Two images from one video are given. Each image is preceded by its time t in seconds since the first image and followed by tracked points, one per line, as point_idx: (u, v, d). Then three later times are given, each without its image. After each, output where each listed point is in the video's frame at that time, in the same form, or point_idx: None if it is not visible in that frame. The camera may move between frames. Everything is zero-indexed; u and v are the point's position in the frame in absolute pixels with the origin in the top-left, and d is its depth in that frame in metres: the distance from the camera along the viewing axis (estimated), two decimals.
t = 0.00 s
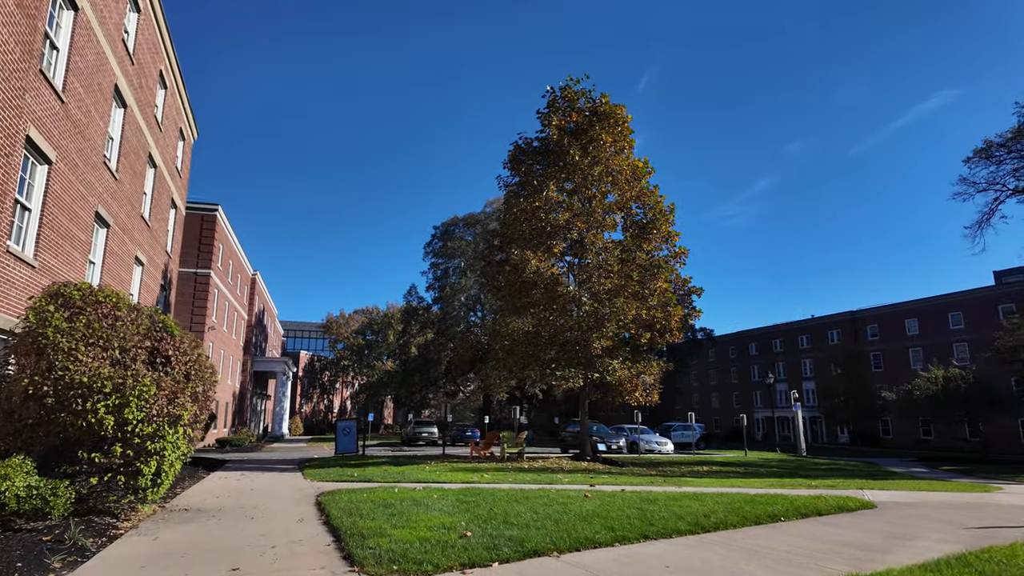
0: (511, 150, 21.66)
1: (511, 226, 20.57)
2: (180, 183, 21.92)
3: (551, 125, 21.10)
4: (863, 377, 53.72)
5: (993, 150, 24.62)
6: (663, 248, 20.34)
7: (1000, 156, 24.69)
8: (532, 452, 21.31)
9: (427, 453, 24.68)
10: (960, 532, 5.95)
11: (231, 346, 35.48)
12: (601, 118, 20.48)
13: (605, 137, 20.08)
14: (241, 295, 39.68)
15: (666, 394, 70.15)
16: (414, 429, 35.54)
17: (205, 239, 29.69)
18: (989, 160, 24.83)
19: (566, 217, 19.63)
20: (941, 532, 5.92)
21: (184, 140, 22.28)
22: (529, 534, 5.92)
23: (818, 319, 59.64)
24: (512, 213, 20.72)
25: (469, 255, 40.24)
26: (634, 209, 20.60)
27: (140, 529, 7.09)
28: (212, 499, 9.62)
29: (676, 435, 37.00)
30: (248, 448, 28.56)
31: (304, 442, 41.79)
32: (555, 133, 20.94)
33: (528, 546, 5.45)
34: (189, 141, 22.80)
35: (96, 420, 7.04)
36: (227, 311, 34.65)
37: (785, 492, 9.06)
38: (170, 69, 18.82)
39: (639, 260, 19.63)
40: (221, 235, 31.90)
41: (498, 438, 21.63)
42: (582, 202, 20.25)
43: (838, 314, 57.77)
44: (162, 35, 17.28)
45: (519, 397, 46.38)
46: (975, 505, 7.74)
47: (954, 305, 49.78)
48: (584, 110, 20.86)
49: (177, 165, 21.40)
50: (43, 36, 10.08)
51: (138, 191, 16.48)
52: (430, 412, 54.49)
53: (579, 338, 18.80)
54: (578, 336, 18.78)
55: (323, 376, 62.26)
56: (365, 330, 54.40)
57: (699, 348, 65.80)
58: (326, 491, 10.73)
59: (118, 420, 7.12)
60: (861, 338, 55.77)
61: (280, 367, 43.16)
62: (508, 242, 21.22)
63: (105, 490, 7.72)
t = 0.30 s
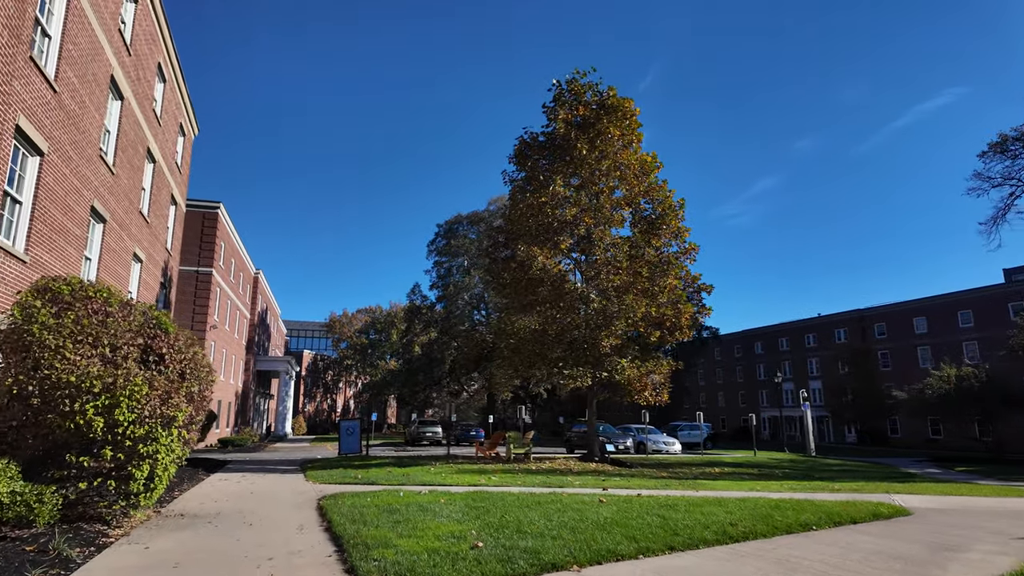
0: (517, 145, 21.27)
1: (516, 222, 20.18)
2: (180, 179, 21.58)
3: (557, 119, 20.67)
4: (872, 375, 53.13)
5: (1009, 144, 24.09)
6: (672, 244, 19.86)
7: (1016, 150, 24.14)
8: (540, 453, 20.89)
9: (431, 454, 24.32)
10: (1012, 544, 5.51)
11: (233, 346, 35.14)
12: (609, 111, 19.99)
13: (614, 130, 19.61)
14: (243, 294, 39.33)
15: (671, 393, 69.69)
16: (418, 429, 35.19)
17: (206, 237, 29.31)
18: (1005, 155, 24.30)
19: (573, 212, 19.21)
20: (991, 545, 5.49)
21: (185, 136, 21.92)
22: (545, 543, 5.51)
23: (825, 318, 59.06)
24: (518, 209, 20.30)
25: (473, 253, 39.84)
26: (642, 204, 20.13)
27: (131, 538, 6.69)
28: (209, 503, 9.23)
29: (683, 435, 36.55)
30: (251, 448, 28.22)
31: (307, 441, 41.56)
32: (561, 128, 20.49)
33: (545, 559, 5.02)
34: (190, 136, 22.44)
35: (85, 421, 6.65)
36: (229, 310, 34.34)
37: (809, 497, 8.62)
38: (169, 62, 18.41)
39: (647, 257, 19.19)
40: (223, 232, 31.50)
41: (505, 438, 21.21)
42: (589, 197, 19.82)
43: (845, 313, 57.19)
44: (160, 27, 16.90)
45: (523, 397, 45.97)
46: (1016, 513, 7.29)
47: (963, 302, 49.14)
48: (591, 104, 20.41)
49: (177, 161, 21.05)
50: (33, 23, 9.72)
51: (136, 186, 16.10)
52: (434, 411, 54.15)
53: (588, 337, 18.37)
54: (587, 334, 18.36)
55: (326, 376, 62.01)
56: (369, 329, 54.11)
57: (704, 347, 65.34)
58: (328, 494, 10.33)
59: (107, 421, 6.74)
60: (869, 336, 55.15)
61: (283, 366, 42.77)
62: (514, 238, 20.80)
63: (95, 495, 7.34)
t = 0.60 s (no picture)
0: (526, 139, 20.89)
1: (526, 218, 19.78)
2: (186, 176, 21.32)
3: (567, 113, 20.27)
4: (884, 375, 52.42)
5: None
6: (685, 239, 19.43)
7: None
8: (550, 453, 20.52)
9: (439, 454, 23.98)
10: None
11: (240, 344, 34.96)
12: (620, 104, 19.56)
13: (626, 124, 19.19)
14: (250, 293, 39.14)
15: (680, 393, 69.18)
16: (426, 429, 34.88)
17: (212, 235, 29.09)
18: None
19: (584, 207, 18.81)
20: None
21: (190, 132, 21.68)
22: (570, 551, 5.12)
23: (836, 317, 58.33)
24: (527, 205, 19.93)
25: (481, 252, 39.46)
26: (654, 198, 19.71)
27: (130, 542, 6.35)
28: (214, 505, 8.90)
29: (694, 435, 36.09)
30: (258, 448, 27.98)
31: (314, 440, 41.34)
32: (572, 122, 20.09)
33: (573, 568, 4.63)
34: (195, 132, 22.20)
35: (81, 419, 6.32)
36: (236, 309, 34.13)
37: (840, 500, 8.21)
38: (173, 56, 18.14)
39: (660, 252, 18.76)
40: (230, 230, 31.27)
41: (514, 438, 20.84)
42: (601, 192, 19.36)
43: (857, 312, 56.45)
44: (164, 19, 16.60)
45: (531, 396, 45.57)
46: None
47: (978, 301, 48.34)
48: (601, 97, 19.99)
49: (183, 157, 20.79)
50: (31, 8, 9.42)
51: (140, 181, 15.82)
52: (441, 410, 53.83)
53: (600, 335, 17.96)
54: (599, 332, 17.95)
55: (333, 375, 61.85)
56: (375, 328, 53.90)
57: (713, 347, 64.79)
58: (337, 495, 10.00)
59: (104, 420, 6.41)
60: (881, 335, 54.43)
61: (289, 365, 42.58)
62: (523, 234, 20.43)
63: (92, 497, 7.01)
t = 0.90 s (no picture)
0: (533, 133, 20.52)
1: (533, 214, 19.43)
2: (187, 171, 21.01)
3: (574, 107, 19.88)
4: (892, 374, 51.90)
5: None
6: (695, 235, 19.03)
7: None
8: (557, 454, 20.15)
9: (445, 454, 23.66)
10: None
11: (242, 343, 34.70)
12: (629, 97, 19.16)
13: (635, 117, 18.81)
14: (253, 291, 38.88)
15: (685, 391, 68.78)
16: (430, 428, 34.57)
17: (214, 232, 28.79)
18: None
19: (592, 202, 18.41)
20: None
21: (191, 128, 21.36)
22: (594, 565, 4.73)
23: (843, 315, 57.79)
24: (534, 200, 19.56)
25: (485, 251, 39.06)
26: (664, 194, 19.30)
27: (123, 552, 5.99)
28: (213, 509, 8.54)
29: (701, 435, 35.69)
30: (261, 447, 27.69)
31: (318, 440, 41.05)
32: (579, 116, 19.70)
33: None
34: (197, 128, 21.89)
35: (71, 422, 5.97)
36: (238, 307, 33.86)
37: (870, 506, 7.81)
38: (174, 49, 17.82)
39: (670, 249, 18.37)
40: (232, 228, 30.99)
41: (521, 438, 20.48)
42: (609, 187, 18.97)
43: (864, 310, 55.91)
44: (163, 10, 16.23)
45: (535, 395, 45.21)
46: None
47: (987, 299, 47.79)
48: (609, 91, 19.60)
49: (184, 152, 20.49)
50: None
51: (140, 177, 15.49)
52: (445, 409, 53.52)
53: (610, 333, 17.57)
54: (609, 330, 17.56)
55: (336, 374, 61.59)
56: (378, 327, 53.62)
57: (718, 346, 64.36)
58: (341, 499, 9.65)
59: (95, 422, 6.06)
60: (889, 333, 53.90)
61: (292, 364, 42.28)
62: (530, 231, 20.05)
63: (86, 503, 6.68)
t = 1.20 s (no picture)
0: (540, 126, 20.13)
1: (540, 209, 19.02)
2: (189, 167, 20.69)
3: (582, 99, 19.47)
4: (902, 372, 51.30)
5: None
6: (707, 230, 18.61)
7: None
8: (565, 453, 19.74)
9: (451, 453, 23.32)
10: None
11: (246, 341, 34.42)
12: (639, 89, 18.74)
13: (646, 109, 18.40)
14: (257, 290, 38.63)
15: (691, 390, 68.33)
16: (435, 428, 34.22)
17: (218, 230, 28.50)
18: None
19: (601, 196, 18.00)
20: None
21: (193, 122, 21.03)
22: None
23: (852, 313, 57.17)
24: (541, 194, 19.17)
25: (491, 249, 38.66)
26: (675, 188, 18.87)
27: (113, 558, 5.62)
28: (213, 511, 8.17)
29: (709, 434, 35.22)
30: (265, 446, 27.38)
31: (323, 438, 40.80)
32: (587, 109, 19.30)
33: None
34: (199, 123, 21.59)
35: (60, 419, 5.61)
36: (242, 305, 33.58)
37: (904, 508, 7.38)
38: (175, 41, 17.48)
39: (682, 243, 17.94)
40: (236, 225, 30.71)
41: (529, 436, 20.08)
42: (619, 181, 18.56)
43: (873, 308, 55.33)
44: None
45: (541, 394, 44.83)
46: None
47: (998, 297, 47.15)
48: (618, 83, 19.20)
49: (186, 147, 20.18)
50: None
51: (140, 170, 15.16)
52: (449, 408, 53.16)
53: (620, 329, 17.15)
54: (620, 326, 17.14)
55: (341, 373, 61.35)
56: (383, 326, 53.32)
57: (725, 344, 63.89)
58: (347, 500, 9.27)
59: (84, 419, 5.69)
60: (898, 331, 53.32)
61: (296, 363, 41.98)
62: (537, 226, 19.67)
63: (78, 505, 6.32)
